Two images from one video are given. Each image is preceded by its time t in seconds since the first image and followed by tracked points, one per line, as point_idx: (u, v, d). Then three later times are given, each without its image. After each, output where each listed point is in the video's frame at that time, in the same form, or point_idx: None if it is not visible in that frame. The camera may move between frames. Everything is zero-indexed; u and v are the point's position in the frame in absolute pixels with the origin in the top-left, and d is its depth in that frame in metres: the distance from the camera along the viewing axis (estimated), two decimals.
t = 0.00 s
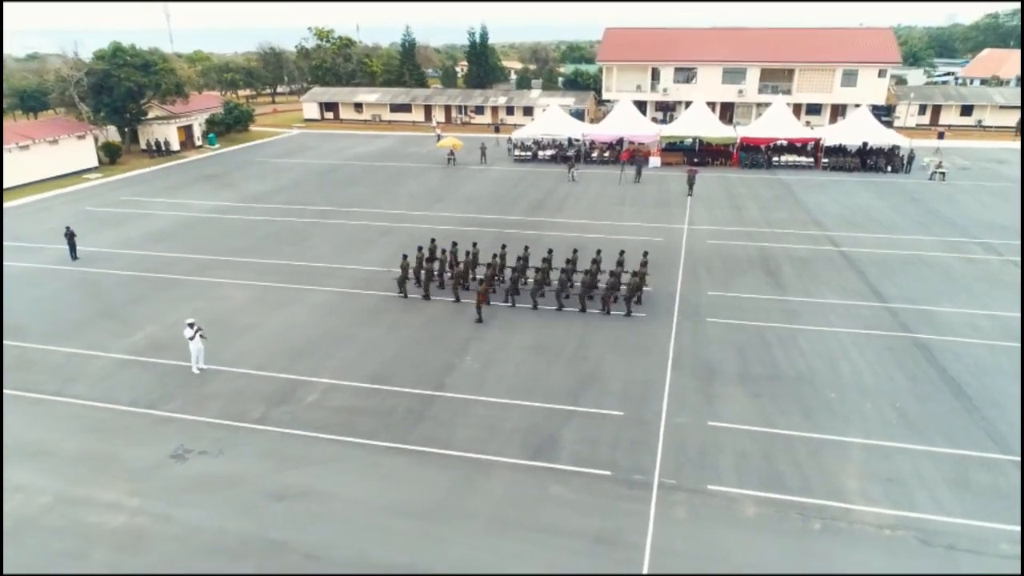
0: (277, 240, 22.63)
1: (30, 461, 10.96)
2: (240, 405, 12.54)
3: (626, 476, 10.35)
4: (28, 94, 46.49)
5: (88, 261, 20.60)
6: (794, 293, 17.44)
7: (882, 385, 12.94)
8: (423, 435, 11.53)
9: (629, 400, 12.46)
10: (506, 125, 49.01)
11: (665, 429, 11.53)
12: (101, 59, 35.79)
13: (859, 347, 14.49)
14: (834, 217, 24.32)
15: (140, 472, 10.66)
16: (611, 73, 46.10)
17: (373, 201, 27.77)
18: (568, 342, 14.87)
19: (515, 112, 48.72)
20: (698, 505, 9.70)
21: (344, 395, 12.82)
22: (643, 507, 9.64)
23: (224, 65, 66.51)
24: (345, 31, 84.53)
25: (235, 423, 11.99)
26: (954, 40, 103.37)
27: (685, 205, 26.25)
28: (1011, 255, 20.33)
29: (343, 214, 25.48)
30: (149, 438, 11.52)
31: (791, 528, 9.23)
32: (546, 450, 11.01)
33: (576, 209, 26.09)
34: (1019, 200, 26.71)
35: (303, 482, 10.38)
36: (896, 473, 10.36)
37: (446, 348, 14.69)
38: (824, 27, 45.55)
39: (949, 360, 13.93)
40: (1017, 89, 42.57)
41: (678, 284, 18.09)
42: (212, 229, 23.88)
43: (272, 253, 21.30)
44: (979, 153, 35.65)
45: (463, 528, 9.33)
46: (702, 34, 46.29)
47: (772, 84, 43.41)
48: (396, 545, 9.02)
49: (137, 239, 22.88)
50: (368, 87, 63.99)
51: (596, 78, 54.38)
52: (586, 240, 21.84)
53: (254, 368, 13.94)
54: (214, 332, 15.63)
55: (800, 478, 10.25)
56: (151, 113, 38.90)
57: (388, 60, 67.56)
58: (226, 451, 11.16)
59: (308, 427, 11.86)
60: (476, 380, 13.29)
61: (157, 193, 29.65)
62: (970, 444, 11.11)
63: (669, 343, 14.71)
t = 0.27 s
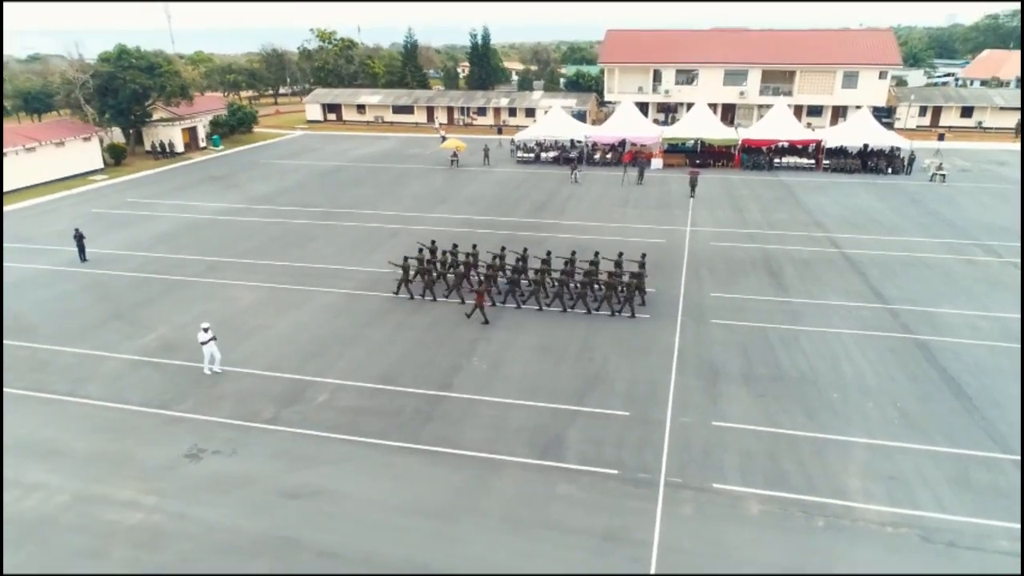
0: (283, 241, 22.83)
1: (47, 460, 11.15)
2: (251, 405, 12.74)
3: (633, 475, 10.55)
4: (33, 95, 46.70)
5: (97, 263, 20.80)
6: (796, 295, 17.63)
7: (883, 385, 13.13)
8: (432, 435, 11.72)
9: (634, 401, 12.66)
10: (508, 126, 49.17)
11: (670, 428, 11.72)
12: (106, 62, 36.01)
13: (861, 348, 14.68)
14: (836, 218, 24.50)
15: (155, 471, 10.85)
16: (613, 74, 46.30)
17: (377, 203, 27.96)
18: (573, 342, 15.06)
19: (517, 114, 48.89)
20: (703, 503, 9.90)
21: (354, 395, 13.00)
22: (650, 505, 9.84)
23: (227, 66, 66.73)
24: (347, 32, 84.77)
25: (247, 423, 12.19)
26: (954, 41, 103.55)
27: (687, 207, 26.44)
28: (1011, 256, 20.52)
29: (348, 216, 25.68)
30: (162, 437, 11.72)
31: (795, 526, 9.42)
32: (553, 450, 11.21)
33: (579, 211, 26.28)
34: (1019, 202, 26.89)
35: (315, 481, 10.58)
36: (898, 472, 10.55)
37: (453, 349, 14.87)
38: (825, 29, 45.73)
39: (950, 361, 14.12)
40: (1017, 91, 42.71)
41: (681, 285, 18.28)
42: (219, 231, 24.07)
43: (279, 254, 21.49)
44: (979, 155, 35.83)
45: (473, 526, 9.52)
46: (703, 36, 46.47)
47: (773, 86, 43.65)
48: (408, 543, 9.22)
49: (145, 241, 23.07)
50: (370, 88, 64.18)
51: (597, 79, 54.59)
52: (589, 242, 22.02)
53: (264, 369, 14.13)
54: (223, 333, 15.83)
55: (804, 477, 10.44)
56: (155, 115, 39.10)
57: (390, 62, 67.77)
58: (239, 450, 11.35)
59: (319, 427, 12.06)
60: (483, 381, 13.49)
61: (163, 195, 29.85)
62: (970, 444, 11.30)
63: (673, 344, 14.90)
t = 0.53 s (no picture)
0: (290, 244, 23.06)
1: (66, 460, 11.39)
2: (264, 406, 12.96)
3: (640, 474, 10.77)
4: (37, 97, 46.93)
5: (107, 266, 21.02)
6: (798, 297, 17.86)
7: (885, 386, 13.35)
8: (442, 435, 11.95)
9: (640, 402, 12.88)
10: (510, 128, 49.40)
11: (676, 429, 11.95)
12: (111, 64, 36.16)
13: (863, 349, 14.90)
14: (837, 221, 24.73)
15: (172, 471, 11.09)
16: (615, 76, 46.53)
17: (382, 205, 28.18)
18: (579, 344, 15.28)
19: (519, 115, 49.12)
20: (710, 502, 10.11)
21: (364, 397, 13.23)
22: (657, 504, 10.06)
23: (229, 67, 66.95)
24: (349, 33, 85.01)
25: (260, 424, 12.41)
26: (954, 42, 103.80)
27: (690, 209, 26.67)
28: (1010, 259, 20.73)
29: (354, 219, 25.90)
30: (178, 438, 11.95)
31: (799, 524, 9.65)
32: (562, 450, 11.43)
33: (583, 213, 26.51)
34: (1019, 204, 27.11)
35: (329, 481, 10.79)
36: (900, 472, 10.78)
37: (460, 350, 15.10)
38: (826, 31, 45.95)
39: (950, 362, 14.34)
40: (1017, 93, 42.93)
41: (684, 288, 18.50)
42: (226, 234, 24.29)
43: (286, 257, 21.71)
44: (979, 157, 36.06)
45: (485, 525, 9.74)
46: (704, 38, 46.68)
47: (774, 88, 43.88)
48: (422, 540, 9.45)
49: (153, 243, 23.29)
50: (372, 90, 64.42)
51: (598, 81, 54.83)
52: (593, 244, 22.24)
53: (274, 370, 14.36)
54: (234, 335, 16.06)
55: (807, 477, 10.66)
56: (159, 117, 39.26)
57: (391, 63, 68.01)
58: (253, 451, 11.58)
59: (332, 427, 12.28)
60: (491, 382, 13.71)
61: (169, 197, 30.07)
62: (970, 444, 11.52)
63: (678, 345, 15.12)
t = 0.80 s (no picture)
0: (295, 246, 23.24)
1: (80, 461, 11.55)
2: (274, 407, 13.13)
3: (646, 475, 10.93)
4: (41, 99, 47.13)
5: (114, 267, 21.18)
6: (800, 299, 18.02)
7: (887, 388, 13.51)
8: (450, 436, 12.11)
9: (645, 403, 13.05)
10: (512, 129, 49.62)
11: (681, 430, 12.11)
12: (116, 67, 36.33)
13: (865, 351, 15.06)
14: (838, 222, 24.90)
15: (185, 471, 11.25)
16: (616, 78, 46.70)
17: (386, 207, 28.36)
18: (584, 346, 15.45)
19: (521, 117, 49.33)
20: (715, 502, 10.28)
21: (373, 398, 13.40)
22: (663, 504, 10.22)
23: (232, 69, 67.17)
24: (350, 34, 85.16)
25: (270, 424, 12.58)
26: (954, 42, 103.99)
27: (692, 211, 26.84)
28: (1010, 261, 20.89)
29: (358, 220, 26.08)
30: (190, 439, 12.11)
31: (803, 523, 9.81)
32: (568, 450, 11.59)
33: (586, 215, 26.68)
34: (1019, 206, 27.28)
35: (339, 481, 10.95)
36: (902, 472, 10.94)
37: (466, 352, 15.27)
38: (826, 33, 46.12)
39: (951, 364, 14.50)
40: (1017, 95, 43.10)
41: (687, 290, 18.67)
42: (232, 236, 24.46)
43: (292, 259, 21.88)
44: (980, 159, 36.22)
45: (494, 525, 9.90)
46: (705, 40, 46.85)
47: (775, 89, 44.05)
48: (432, 539, 9.61)
49: (159, 245, 23.46)
50: (373, 91, 64.61)
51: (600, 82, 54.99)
52: (595, 246, 22.43)
53: (283, 372, 14.53)
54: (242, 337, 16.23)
55: (811, 477, 10.83)
56: (163, 119, 39.43)
57: (393, 64, 68.23)
58: (264, 451, 11.74)
59: (341, 428, 12.44)
60: (498, 384, 13.88)
61: (174, 199, 30.25)
62: (971, 444, 11.68)
63: (681, 347, 15.28)
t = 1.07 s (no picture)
0: (302, 249, 23.43)
1: (97, 463, 11.74)
2: (286, 409, 13.33)
3: (654, 476, 11.13)
4: (45, 101, 47.30)
5: (123, 270, 21.37)
6: (804, 301, 18.21)
7: (890, 390, 13.70)
8: (460, 438, 12.31)
9: (652, 405, 13.24)
10: (515, 131, 49.81)
11: (688, 431, 12.30)
12: (122, 69, 36.52)
13: (868, 353, 15.23)
14: (841, 225, 25.09)
15: (201, 472, 11.45)
16: (618, 80, 46.86)
17: (391, 209, 28.56)
18: (591, 348, 15.64)
19: (523, 119, 49.52)
20: (723, 503, 10.46)
21: (383, 400, 13.59)
22: (672, 505, 10.41)
23: (235, 70, 67.35)
24: (352, 36, 85.31)
25: (283, 426, 12.78)
26: (954, 44, 104.18)
27: (695, 213, 27.03)
28: (1012, 263, 21.09)
29: (364, 223, 26.28)
30: (204, 440, 12.31)
31: (809, 524, 10.00)
32: (577, 452, 11.79)
33: (590, 217, 26.87)
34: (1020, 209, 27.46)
35: (353, 482, 11.15)
36: (905, 473, 11.13)
37: (475, 354, 15.46)
38: (827, 35, 46.29)
39: (954, 366, 14.68)
40: (1018, 97, 43.32)
41: (693, 292, 18.87)
42: (239, 238, 24.65)
43: (299, 262, 22.07)
44: (981, 161, 36.40)
45: (506, 525, 10.09)
46: (707, 42, 46.98)
47: (777, 91, 44.21)
48: (446, 539, 9.80)
49: (167, 248, 23.65)
50: (376, 93, 64.79)
51: (602, 84, 55.18)
52: (600, 249, 22.62)
53: (294, 374, 14.74)
54: (253, 340, 16.44)
55: (816, 478, 11.02)
56: (168, 121, 39.63)
57: (395, 65, 68.43)
58: (278, 453, 11.94)
59: (353, 430, 12.64)
60: (506, 386, 14.08)
61: (180, 201, 30.43)
62: (973, 446, 11.88)
63: (687, 349, 15.47)
